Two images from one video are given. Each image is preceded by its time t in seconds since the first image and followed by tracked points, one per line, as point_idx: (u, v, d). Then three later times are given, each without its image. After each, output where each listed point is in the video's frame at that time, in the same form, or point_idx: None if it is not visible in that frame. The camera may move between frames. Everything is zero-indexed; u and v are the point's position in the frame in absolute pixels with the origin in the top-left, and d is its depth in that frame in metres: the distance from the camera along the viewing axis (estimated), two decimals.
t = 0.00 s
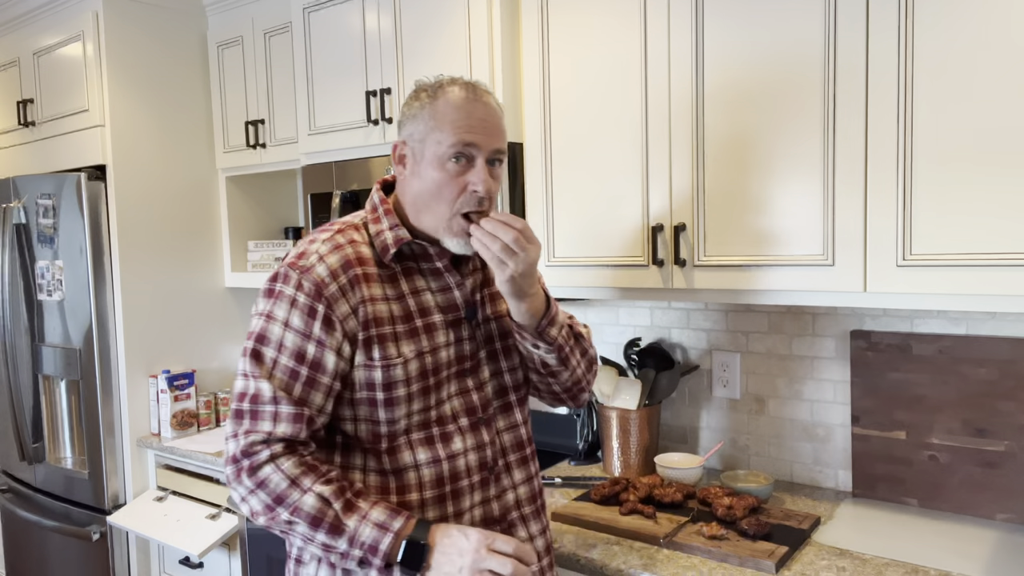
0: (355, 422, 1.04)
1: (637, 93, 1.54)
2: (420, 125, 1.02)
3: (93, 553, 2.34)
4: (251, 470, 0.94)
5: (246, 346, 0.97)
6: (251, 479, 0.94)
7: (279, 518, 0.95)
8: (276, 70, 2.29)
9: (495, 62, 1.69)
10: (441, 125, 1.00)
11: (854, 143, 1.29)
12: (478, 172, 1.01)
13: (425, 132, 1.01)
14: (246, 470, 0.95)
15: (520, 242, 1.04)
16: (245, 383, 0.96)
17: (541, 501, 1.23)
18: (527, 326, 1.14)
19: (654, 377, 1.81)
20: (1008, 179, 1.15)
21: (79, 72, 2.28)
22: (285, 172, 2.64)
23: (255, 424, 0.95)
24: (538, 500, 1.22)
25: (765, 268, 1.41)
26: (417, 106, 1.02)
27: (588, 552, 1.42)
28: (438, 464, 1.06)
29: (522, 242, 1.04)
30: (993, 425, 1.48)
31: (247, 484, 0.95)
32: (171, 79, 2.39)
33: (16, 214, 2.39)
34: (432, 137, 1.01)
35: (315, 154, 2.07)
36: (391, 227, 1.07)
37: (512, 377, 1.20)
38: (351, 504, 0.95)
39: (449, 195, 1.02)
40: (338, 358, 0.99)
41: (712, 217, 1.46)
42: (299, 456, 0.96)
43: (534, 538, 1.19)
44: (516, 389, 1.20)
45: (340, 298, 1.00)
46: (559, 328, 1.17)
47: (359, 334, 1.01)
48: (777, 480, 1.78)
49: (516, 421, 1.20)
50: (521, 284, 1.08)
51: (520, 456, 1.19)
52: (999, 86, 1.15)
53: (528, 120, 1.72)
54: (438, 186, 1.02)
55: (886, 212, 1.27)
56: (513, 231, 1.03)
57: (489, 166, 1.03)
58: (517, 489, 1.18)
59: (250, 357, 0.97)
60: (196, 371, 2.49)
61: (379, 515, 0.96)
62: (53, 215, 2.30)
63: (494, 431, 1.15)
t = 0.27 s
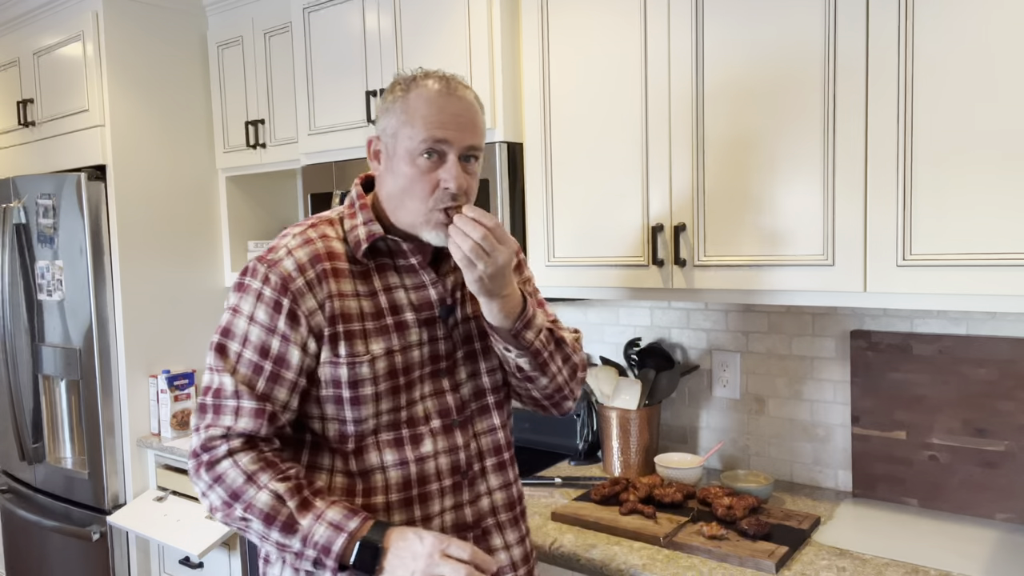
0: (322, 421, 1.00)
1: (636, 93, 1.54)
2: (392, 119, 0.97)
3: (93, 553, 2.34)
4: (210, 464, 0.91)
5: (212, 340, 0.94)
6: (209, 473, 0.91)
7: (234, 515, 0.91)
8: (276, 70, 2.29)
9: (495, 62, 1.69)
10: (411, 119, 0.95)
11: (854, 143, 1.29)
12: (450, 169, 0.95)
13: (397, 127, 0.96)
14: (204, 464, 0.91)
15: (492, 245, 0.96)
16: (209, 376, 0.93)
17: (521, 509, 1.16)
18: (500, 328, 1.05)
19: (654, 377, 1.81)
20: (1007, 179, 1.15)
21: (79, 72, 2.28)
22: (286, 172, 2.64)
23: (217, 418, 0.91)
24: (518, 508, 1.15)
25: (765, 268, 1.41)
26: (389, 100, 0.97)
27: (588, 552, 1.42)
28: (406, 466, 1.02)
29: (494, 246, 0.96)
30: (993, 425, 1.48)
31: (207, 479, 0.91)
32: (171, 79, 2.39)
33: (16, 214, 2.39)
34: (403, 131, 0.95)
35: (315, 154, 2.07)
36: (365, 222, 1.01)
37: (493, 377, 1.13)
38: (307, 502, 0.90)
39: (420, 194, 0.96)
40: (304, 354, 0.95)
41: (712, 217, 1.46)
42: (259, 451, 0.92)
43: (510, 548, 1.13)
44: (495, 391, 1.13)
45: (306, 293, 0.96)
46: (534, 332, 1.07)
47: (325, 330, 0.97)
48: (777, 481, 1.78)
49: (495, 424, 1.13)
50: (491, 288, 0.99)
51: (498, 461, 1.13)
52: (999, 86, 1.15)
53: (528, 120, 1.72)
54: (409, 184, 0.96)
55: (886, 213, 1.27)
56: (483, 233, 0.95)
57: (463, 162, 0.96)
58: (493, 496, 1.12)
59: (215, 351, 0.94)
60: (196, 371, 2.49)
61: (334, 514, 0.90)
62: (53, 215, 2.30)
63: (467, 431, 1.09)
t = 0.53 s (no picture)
0: (297, 426, 1.00)
1: (636, 93, 1.54)
2: (369, 119, 0.98)
3: (93, 553, 2.34)
4: (178, 470, 0.92)
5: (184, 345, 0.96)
6: (176, 479, 0.92)
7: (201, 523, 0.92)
8: (276, 70, 2.29)
9: (495, 62, 1.69)
10: (388, 119, 0.96)
11: (854, 143, 1.29)
12: (427, 171, 0.96)
13: (373, 128, 0.97)
14: (172, 470, 0.93)
15: (465, 255, 0.94)
16: (180, 381, 0.94)
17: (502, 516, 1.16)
18: (478, 334, 1.04)
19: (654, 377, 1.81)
20: (1007, 179, 1.15)
21: (79, 72, 2.27)
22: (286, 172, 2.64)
23: (186, 423, 0.93)
24: (499, 515, 1.15)
25: (765, 268, 1.41)
26: (366, 100, 0.98)
27: (588, 552, 1.42)
28: (380, 474, 1.02)
29: (469, 256, 0.94)
30: (993, 425, 1.48)
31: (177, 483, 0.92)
32: (171, 79, 2.39)
33: (15, 214, 2.39)
34: (380, 132, 0.96)
35: (315, 154, 2.07)
36: (340, 225, 1.01)
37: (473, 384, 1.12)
38: (274, 509, 0.91)
39: (396, 195, 0.97)
40: (274, 359, 0.95)
41: (712, 217, 1.46)
42: (227, 458, 0.92)
43: (490, 557, 1.12)
44: (473, 396, 1.12)
45: (277, 296, 0.96)
46: (515, 340, 1.06)
47: (296, 335, 0.97)
48: (777, 481, 1.78)
49: (474, 430, 1.12)
50: (465, 295, 0.98)
51: (479, 467, 1.12)
52: (999, 87, 1.15)
53: (528, 120, 1.72)
54: (385, 185, 0.97)
55: (886, 213, 1.27)
56: (455, 241, 0.93)
57: (441, 163, 0.97)
58: (473, 503, 1.11)
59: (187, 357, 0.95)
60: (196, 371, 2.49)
61: (301, 523, 0.90)
62: (53, 215, 2.30)
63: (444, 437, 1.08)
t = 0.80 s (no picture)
0: (274, 433, 1.00)
1: (636, 93, 1.54)
2: (348, 120, 0.98)
3: (93, 553, 2.34)
4: (120, 464, 0.90)
5: (149, 339, 0.95)
6: (118, 473, 0.90)
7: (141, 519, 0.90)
8: (276, 70, 2.29)
9: (495, 62, 1.69)
10: (368, 120, 0.96)
11: (854, 143, 1.29)
12: (408, 173, 0.97)
13: (353, 129, 0.98)
14: (114, 463, 0.91)
15: (468, 294, 0.95)
16: (135, 375, 0.93)
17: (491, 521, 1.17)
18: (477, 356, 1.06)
19: (653, 377, 1.80)
20: (1007, 179, 1.15)
21: (79, 72, 2.28)
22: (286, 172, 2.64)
23: (136, 415, 0.91)
24: (487, 521, 1.16)
25: (765, 268, 1.41)
26: (345, 100, 0.99)
27: (588, 552, 1.42)
28: (364, 481, 1.02)
29: (472, 295, 0.96)
30: (993, 425, 1.48)
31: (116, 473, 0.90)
32: (172, 79, 2.39)
33: (15, 214, 2.39)
34: (360, 133, 0.97)
35: (315, 154, 2.07)
36: (318, 228, 1.02)
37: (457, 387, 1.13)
38: (222, 509, 0.90)
39: (377, 197, 0.97)
40: (244, 364, 0.95)
41: (713, 217, 1.46)
42: (176, 454, 0.91)
43: (478, 563, 1.13)
44: (461, 401, 1.13)
45: (252, 301, 0.96)
46: (512, 359, 1.08)
47: (271, 340, 0.97)
48: (776, 481, 1.78)
49: (462, 434, 1.13)
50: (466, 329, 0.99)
51: (466, 474, 1.13)
52: (999, 86, 1.15)
53: (528, 119, 1.72)
54: (365, 187, 0.97)
55: (886, 213, 1.27)
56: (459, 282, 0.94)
57: (423, 165, 0.98)
58: (461, 510, 1.12)
59: (150, 350, 0.94)
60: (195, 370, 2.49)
61: (253, 523, 0.90)
62: (53, 215, 2.30)
63: (430, 443, 1.09)
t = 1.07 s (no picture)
0: (260, 441, 1.08)
1: (636, 93, 1.54)
2: (334, 117, 1.07)
3: (93, 553, 2.34)
4: (118, 483, 1.00)
5: (131, 357, 1.03)
6: (119, 491, 1.00)
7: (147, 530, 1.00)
8: (276, 70, 2.29)
9: (495, 62, 1.69)
10: (354, 117, 1.06)
11: (854, 143, 1.29)
12: (393, 167, 1.07)
13: (338, 125, 1.07)
14: (115, 482, 1.01)
15: (508, 411, 1.14)
16: (125, 397, 1.02)
17: (456, 534, 1.24)
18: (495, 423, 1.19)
19: (654, 377, 1.80)
20: (1008, 179, 1.15)
21: (79, 72, 2.28)
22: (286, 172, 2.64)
23: (129, 435, 1.00)
24: (453, 533, 1.23)
25: (766, 268, 1.41)
26: (330, 97, 1.08)
27: (589, 552, 1.42)
28: (350, 495, 1.10)
29: (510, 409, 1.14)
30: (993, 425, 1.48)
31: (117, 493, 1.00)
32: (172, 80, 2.39)
33: (15, 214, 2.39)
34: (347, 130, 1.06)
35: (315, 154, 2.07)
36: (298, 233, 1.09)
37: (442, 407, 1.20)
38: (215, 507, 0.98)
39: (363, 190, 1.06)
40: (225, 372, 1.03)
41: (713, 217, 1.46)
42: (167, 464, 0.99)
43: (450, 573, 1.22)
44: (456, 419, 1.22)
45: (227, 308, 1.02)
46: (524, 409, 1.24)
47: (251, 347, 1.04)
48: (776, 481, 1.78)
49: (450, 453, 1.22)
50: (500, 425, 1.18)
51: (449, 490, 1.22)
52: (999, 86, 1.15)
53: (528, 119, 1.72)
54: (352, 181, 1.06)
55: (886, 212, 1.27)
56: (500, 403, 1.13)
57: (407, 161, 1.09)
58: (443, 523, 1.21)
59: (134, 368, 1.03)
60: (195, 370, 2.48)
61: (246, 516, 0.98)
62: (53, 215, 2.30)
63: (422, 454, 1.17)
